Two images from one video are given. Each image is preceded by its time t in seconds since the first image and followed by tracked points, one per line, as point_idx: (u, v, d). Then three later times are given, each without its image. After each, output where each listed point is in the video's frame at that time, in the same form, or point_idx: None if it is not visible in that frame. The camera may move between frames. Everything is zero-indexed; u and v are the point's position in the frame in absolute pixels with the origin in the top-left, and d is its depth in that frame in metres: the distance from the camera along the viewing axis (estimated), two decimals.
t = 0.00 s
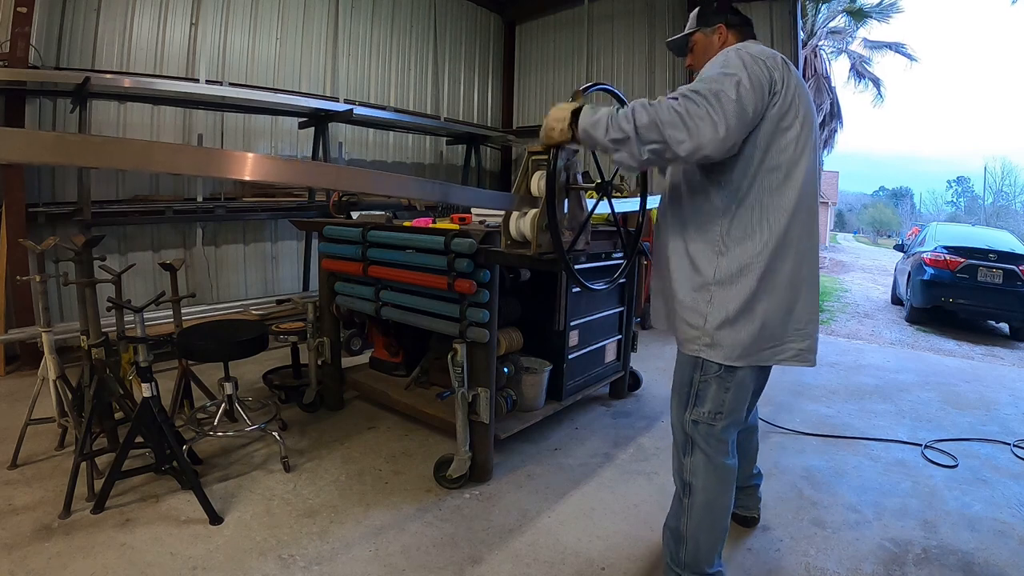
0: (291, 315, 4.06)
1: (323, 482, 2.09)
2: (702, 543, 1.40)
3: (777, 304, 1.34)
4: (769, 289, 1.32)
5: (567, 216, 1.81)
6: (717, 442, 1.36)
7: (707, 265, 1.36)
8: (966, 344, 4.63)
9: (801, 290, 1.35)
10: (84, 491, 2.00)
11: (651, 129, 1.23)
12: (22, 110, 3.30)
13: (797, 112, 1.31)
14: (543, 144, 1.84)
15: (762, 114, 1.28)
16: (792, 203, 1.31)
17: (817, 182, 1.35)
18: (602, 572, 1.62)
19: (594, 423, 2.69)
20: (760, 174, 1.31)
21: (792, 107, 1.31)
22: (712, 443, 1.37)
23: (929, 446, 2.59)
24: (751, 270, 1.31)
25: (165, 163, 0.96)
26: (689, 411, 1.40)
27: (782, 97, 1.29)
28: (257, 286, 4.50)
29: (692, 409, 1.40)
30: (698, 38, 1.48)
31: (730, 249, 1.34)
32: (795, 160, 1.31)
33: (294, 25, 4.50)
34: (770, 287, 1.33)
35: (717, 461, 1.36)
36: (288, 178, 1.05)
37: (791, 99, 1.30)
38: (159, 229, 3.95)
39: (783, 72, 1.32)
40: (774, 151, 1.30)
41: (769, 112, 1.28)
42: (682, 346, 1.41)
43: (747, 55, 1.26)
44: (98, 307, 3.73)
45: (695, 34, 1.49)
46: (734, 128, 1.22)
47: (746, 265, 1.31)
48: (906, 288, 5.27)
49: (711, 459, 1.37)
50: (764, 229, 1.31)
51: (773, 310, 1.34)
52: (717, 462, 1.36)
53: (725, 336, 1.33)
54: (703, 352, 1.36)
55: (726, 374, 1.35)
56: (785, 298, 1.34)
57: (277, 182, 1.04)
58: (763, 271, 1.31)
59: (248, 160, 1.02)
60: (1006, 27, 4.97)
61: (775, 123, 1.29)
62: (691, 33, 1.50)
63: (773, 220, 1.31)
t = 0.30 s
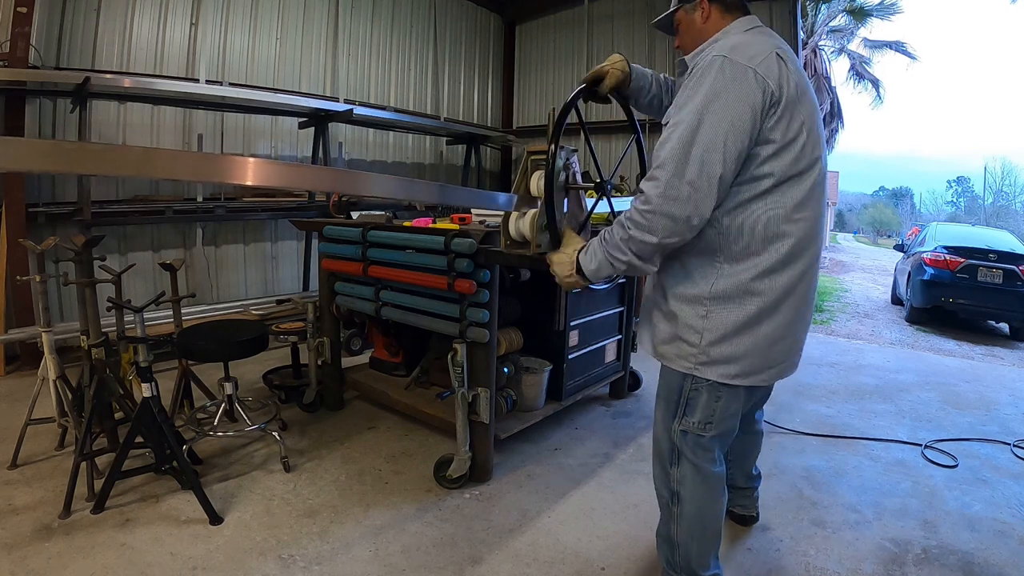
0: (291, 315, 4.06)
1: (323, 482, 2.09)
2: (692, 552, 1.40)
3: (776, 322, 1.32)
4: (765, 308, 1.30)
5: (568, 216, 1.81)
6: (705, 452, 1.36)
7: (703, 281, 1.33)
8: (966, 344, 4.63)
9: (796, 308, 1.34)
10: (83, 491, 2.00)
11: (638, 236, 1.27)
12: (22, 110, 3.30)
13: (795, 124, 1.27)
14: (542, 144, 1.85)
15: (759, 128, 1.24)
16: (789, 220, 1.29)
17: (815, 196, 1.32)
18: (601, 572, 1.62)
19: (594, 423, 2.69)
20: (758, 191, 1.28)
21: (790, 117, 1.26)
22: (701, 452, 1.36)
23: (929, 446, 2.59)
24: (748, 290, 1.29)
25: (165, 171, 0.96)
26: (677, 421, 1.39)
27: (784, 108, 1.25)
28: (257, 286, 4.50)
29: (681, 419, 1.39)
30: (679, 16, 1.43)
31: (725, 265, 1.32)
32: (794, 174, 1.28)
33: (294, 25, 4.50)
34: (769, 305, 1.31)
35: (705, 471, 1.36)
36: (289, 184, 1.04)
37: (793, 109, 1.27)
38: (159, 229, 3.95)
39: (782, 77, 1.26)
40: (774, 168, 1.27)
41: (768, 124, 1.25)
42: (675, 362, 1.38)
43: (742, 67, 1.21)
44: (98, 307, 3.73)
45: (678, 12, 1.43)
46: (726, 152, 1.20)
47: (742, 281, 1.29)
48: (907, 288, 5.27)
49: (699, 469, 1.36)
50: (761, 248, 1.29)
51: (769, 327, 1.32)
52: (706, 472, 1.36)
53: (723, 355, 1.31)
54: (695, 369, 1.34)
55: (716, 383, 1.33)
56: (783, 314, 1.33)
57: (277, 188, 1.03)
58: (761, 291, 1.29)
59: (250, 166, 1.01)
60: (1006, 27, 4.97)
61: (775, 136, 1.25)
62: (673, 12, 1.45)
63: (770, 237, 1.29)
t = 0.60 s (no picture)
0: (291, 315, 4.06)
1: (323, 482, 2.09)
2: (695, 551, 1.40)
3: (780, 320, 1.33)
4: (769, 306, 1.30)
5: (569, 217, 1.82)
6: (712, 450, 1.36)
7: (707, 281, 1.33)
8: (966, 344, 4.63)
9: (800, 306, 1.35)
10: (83, 491, 2.00)
11: (636, 227, 1.28)
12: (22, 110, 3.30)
13: (793, 122, 1.28)
14: (544, 144, 1.84)
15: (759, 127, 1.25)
16: (792, 217, 1.29)
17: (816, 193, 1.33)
18: (601, 572, 1.62)
19: (594, 423, 2.69)
20: (759, 189, 1.28)
21: (788, 117, 1.27)
22: (708, 450, 1.36)
23: (929, 446, 2.59)
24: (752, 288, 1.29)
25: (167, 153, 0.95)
26: (685, 419, 1.39)
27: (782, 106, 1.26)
28: (258, 285, 4.51)
29: (689, 417, 1.39)
30: (681, 17, 1.43)
31: (730, 264, 1.31)
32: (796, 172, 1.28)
33: (294, 25, 4.50)
34: (773, 303, 1.31)
35: (712, 469, 1.36)
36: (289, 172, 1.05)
37: (792, 107, 1.27)
38: (160, 229, 3.95)
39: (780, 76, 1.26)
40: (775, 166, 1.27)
41: (767, 123, 1.25)
42: (682, 363, 1.38)
43: (740, 67, 1.21)
44: (98, 307, 3.73)
45: (680, 13, 1.43)
46: (728, 152, 1.20)
47: (748, 280, 1.29)
48: (906, 287, 5.27)
49: (706, 467, 1.36)
50: (765, 246, 1.29)
51: (774, 326, 1.33)
52: (713, 470, 1.36)
53: (729, 354, 1.31)
54: (703, 369, 1.34)
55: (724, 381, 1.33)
56: (787, 312, 1.33)
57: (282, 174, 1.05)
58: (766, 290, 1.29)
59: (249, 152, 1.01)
60: (1006, 27, 4.96)
61: (774, 135, 1.26)
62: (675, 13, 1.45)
63: (774, 235, 1.29)
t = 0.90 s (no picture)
0: (291, 315, 4.06)
1: (323, 482, 2.09)
2: (709, 544, 1.41)
3: (800, 305, 1.32)
4: (788, 291, 1.30)
5: (568, 217, 1.82)
6: (734, 444, 1.36)
7: (721, 268, 1.35)
8: (966, 344, 4.62)
9: (815, 292, 1.35)
10: (83, 491, 2.00)
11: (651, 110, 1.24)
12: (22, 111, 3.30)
13: (797, 112, 1.30)
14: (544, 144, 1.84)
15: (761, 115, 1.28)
16: (803, 200, 1.29)
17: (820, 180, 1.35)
18: (601, 572, 1.62)
19: (594, 423, 2.69)
20: (768, 173, 1.30)
21: (792, 106, 1.30)
22: (730, 445, 1.37)
23: (929, 446, 2.59)
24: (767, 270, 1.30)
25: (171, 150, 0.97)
26: (706, 413, 1.40)
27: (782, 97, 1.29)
28: (258, 285, 4.50)
29: (710, 411, 1.39)
30: (693, 42, 1.46)
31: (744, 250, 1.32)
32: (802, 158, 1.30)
33: (294, 25, 4.50)
34: (790, 287, 1.30)
35: (732, 462, 1.36)
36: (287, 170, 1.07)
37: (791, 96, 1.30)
38: (159, 229, 3.95)
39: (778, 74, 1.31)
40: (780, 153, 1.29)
41: (768, 113, 1.29)
42: (702, 352, 1.39)
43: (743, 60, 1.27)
44: (98, 307, 3.73)
45: (692, 39, 1.47)
46: (728, 135, 1.24)
47: (763, 265, 1.30)
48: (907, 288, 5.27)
49: (726, 460, 1.36)
50: (778, 230, 1.29)
51: (794, 310, 1.32)
52: (733, 463, 1.37)
53: (749, 339, 1.32)
54: (726, 356, 1.35)
55: (742, 375, 1.35)
56: (806, 297, 1.32)
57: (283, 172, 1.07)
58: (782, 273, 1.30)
59: (250, 149, 1.02)
60: (1006, 27, 4.96)
61: (778, 123, 1.29)
62: (684, 38, 1.48)
63: (787, 219, 1.29)
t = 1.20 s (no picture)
0: (291, 315, 4.06)
1: (323, 482, 2.09)
2: (715, 541, 1.40)
3: (795, 291, 1.34)
4: (785, 276, 1.32)
5: (568, 217, 1.82)
6: (741, 442, 1.37)
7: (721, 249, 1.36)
8: (966, 344, 4.62)
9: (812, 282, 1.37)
10: (83, 491, 2.00)
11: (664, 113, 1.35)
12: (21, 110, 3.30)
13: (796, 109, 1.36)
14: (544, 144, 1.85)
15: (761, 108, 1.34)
16: (800, 190, 1.33)
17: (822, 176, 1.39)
18: (601, 573, 1.62)
19: (594, 423, 2.69)
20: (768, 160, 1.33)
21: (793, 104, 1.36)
22: (736, 443, 1.37)
23: (929, 446, 2.59)
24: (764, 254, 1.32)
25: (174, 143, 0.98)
26: (713, 411, 1.40)
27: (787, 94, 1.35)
28: (257, 285, 4.50)
29: (717, 409, 1.40)
30: (718, 48, 1.48)
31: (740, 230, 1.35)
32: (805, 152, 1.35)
33: (294, 25, 4.50)
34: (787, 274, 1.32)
35: (739, 460, 1.37)
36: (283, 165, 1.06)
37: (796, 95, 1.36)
38: (159, 229, 3.95)
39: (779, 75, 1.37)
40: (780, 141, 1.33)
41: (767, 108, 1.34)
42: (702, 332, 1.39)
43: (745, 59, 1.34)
44: (98, 307, 3.73)
45: (717, 45, 1.49)
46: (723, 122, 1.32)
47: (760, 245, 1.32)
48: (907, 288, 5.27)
49: (734, 457, 1.37)
50: (777, 215, 1.31)
51: (789, 296, 1.33)
52: (740, 460, 1.37)
53: (745, 321, 1.33)
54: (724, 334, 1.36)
55: (749, 374, 1.36)
56: (799, 285, 1.34)
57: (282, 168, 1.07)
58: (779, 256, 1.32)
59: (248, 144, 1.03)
60: (1007, 27, 4.96)
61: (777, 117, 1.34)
62: (710, 39, 1.49)
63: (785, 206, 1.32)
